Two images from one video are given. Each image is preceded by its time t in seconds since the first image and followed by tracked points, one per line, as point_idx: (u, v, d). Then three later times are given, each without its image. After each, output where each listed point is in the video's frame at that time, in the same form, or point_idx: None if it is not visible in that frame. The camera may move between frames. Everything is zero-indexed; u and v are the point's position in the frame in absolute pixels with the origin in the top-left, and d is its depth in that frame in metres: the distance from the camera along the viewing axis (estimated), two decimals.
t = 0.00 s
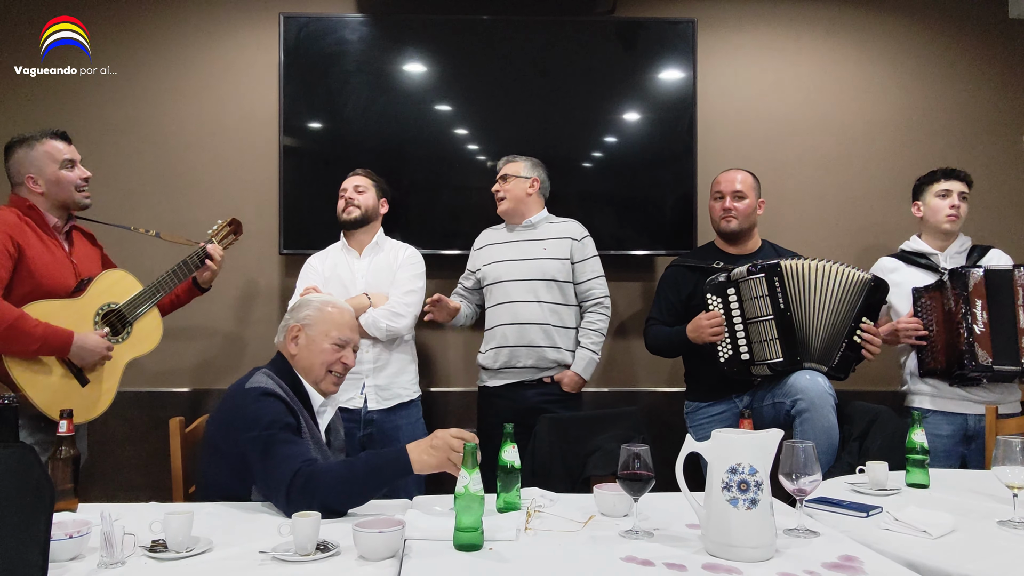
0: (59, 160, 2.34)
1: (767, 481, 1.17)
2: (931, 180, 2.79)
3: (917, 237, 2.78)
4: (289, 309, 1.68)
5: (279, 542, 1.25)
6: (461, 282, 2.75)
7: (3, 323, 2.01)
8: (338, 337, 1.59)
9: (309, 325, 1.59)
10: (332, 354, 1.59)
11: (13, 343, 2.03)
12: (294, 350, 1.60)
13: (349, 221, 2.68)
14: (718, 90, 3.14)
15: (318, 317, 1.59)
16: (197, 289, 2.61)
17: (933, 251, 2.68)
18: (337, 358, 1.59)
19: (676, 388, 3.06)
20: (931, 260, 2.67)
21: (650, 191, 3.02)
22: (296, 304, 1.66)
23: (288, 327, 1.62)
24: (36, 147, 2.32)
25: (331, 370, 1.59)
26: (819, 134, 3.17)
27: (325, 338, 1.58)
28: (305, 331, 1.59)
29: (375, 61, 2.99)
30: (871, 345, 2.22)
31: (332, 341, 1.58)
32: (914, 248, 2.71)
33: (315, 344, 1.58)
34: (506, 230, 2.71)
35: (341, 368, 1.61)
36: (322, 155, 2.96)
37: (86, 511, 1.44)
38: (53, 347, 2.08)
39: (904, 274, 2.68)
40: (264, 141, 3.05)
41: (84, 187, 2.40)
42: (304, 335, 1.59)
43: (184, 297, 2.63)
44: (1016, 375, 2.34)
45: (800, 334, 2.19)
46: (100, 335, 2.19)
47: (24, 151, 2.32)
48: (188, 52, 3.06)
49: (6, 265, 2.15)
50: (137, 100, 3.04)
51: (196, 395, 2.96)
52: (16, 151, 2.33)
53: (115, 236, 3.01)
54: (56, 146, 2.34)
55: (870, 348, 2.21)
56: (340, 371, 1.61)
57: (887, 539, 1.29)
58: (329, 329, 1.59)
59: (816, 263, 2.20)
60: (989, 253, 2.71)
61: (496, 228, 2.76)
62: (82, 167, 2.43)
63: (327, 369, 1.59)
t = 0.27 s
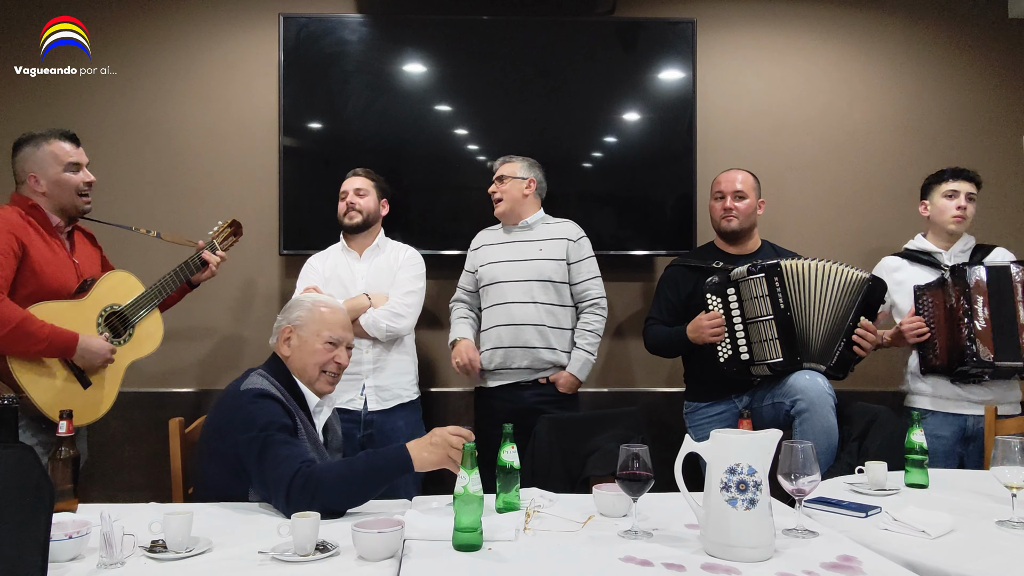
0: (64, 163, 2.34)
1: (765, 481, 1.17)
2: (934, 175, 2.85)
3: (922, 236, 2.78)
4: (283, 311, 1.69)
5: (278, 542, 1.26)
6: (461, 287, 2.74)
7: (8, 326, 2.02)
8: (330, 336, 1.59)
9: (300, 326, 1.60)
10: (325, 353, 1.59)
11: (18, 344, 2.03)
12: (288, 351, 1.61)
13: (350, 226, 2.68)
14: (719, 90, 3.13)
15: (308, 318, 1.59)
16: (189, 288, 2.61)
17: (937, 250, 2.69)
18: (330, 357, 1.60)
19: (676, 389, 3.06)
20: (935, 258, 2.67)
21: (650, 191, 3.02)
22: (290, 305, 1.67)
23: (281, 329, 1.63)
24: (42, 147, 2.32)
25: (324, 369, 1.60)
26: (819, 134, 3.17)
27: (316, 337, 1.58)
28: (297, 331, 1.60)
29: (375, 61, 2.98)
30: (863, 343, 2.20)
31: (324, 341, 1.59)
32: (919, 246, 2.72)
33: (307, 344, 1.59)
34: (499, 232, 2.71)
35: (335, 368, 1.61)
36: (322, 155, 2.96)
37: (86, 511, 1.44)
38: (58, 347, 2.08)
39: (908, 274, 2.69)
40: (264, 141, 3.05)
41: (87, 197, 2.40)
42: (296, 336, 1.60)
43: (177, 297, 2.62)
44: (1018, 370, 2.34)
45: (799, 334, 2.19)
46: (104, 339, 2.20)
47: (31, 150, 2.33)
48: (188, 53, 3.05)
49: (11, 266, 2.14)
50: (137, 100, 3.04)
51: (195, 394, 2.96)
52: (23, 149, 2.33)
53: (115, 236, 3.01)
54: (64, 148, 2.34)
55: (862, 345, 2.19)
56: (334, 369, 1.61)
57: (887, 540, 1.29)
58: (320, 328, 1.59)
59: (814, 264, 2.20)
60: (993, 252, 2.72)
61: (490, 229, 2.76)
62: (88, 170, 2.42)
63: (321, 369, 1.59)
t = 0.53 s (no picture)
0: (51, 161, 2.31)
1: (764, 482, 1.18)
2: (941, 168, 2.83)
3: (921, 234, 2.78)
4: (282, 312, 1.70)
5: (279, 542, 1.26)
6: (460, 287, 2.74)
7: (8, 318, 2.03)
8: (328, 335, 1.59)
9: (298, 326, 1.60)
10: (324, 352, 1.59)
11: (18, 338, 2.05)
12: (288, 351, 1.62)
13: (352, 233, 2.67)
14: (719, 90, 3.13)
15: (307, 318, 1.60)
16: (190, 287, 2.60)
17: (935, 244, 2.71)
18: (330, 356, 1.60)
19: (675, 389, 3.06)
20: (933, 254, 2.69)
21: (650, 191, 3.02)
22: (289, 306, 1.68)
23: (280, 329, 1.64)
24: (33, 144, 2.30)
25: (324, 368, 1.60)
26: (819, 133, 3.17)
27: (314, 335, 1.59)
28: (296, 330, 1.60)
29: (374, 61, 2.98)
30: (863, 340, 2.20)
31: (323, 340, 1.59)
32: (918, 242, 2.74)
33: (306, 343, 1.59)
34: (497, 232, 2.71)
35: (335, 366, 1.61)
36: (322, 155, 2.96)
37: (87, 511, 1.45)
38: (59, 341, 2.09)
39: (908, 272, 2.69)
40: (264, 141, 3.05)
41: (78, 194, 2.36)
42: (295, 335, 1.60)
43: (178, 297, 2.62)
44: None
45: (799, 334, 2.20)
46: (107, 331, 2.20)
47: (26, 149, 2.33)
48: (188, 53, 3.05)
49: (11, 263, 2.16)
50: (137, 100, 3.04)
51: (196, 394, 2.97)
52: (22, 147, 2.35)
53: (116, 236, 3.01)
54: (53, 146, 2.31)
55: (861, 343, 2.19)
56: (333, 366, 1.61)
57: (885, 539, 1.29)
58: (318, 328, 1.59)
59: (814, 264, 2.20)
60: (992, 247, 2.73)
61: (486, 229, 2.76)
62: (82, 169, 2.38)
63: (320, 367, 1.59)
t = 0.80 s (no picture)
0: (64, 166, 2.32)
1: (764, 481, 1.18)
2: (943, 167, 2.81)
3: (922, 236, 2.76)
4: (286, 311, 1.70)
5: (278, 540, 1.26)
6: (455, 286, 2.74)
7: None
8: (329, 334, 1.58)
9: (300, 325, 1.60)
10: (325, 351, 1.59)
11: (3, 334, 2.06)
12: (290, 351, 1.61)
13: (356, 241, 2.66)
14: (718, 89, 3.13)
15: (308, 317, 1.60)
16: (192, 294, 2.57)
17: (936, 250, 2.70)
18: (331, 355, 1.59)
19: (675, 388, 3.06)
20: (931, 257, 2.69)
21: (650, 191, 3.02)
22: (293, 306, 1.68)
23: (282, 329, 1.64)
24: (49, 148, 2.32)
25: (324, 367, 1.59)
26: (819, 132, 3.17)
27: (314, 335, 1.58)
28: (297, 330, 1.60)
29: (375, 60, 2.98)
30: (865, 346, 2.20)
31: (323, 339, 1.58)
32: (918, 246, 2.74)
33: (307, 343, 1.59)
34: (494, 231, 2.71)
35: (336, 366, 1.60)
36: (321, 154, 2.96)
37: (86, 510, 1.44)
38: (45, 341, 2.10)
39: (908, 271, 2.69)
40: (263, 141, 3.05)
41: (85, 204, 2.36)
42: (296, 335, 1.60)
43: (179, 304, 2.61)
44: None
45: (799, 333, 2.20)
46: (95, 335, 2.22)
47: (42, 152, 2.35)
48: (188, 52, 3.05)
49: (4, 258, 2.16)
50: (136, 100, 3.04)
51: (196, 393, 2.97)
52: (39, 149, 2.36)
53: (116, 236, 3.02)
54: (68, 152, 2.32)
55: (864, 348, 2.20)
56: (334, 366, 1.60)
57: (886, 539, 1.29)
58: (319, 327, 1.59)
59: (815, 264, 2.20)
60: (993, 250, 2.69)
61: (482, 228, 2.76)
62: (94, 177, 2.39)
63: (321, 367, 1.59)
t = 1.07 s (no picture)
0: (43, 160, 2.32)
1: (765, 480, 1.18)
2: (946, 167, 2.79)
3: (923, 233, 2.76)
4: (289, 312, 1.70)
5: (278, 539, 1.26)
6: (455, 285, 2.74)
7: None
8: (330, 334, 1.58)
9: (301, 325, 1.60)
10: (326, 351, 1.59)
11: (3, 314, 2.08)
12: (292, 351, 1.61)
13: (360, 244, 2.66)
14: (718, 89, 3.13)
15: (310, 317, 1.60)
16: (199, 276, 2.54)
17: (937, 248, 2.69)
18: (332, 355, 1.59)
19: (675, 388, 3.06)
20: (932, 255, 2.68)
21: (650, 190, 3.02)
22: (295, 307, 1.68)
23: (284, 328, 1.63)
24: (28, 146, 2.33)
25: (325, 368, 1.59)
26: (818, 132, 3.17)
27: (314, 335, 1.58)
28: (298, 330, 1.60)
29: (375, 59, 2.98)
30: (865, 346, 2.20)
31: (324, 338, 1.58)
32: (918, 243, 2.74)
33: (308, 343, 1.59)
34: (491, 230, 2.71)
35: (337, 366, 1.60)
36: (322, 153, 2.97)
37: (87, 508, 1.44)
38: (43, 319, 2.10)
39: (909, 271, 2.69)
40: (263, 140, 3.05)
41: (68, 190, 2.34)
42: (297, 334, 1.60)
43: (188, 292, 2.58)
44: None
45: (800, 333, 2.20)
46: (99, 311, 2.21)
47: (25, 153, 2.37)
48: (187, 52, 3.05)
49: None
50: (137, 99, 3.04)
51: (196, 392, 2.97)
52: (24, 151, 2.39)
53: (116, 236, 3.02)
54: (45, 145, 2.32)
55: (863, 349, 2.20)
56: (335, 366, 1.60)
57: (887, 539, 1.29)
58: (321, 327, 1.59)
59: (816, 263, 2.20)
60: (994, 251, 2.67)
61: (481, 225, 2.76)
62: (75, 165, 2.37)
63: (322, 367, 1.59)
